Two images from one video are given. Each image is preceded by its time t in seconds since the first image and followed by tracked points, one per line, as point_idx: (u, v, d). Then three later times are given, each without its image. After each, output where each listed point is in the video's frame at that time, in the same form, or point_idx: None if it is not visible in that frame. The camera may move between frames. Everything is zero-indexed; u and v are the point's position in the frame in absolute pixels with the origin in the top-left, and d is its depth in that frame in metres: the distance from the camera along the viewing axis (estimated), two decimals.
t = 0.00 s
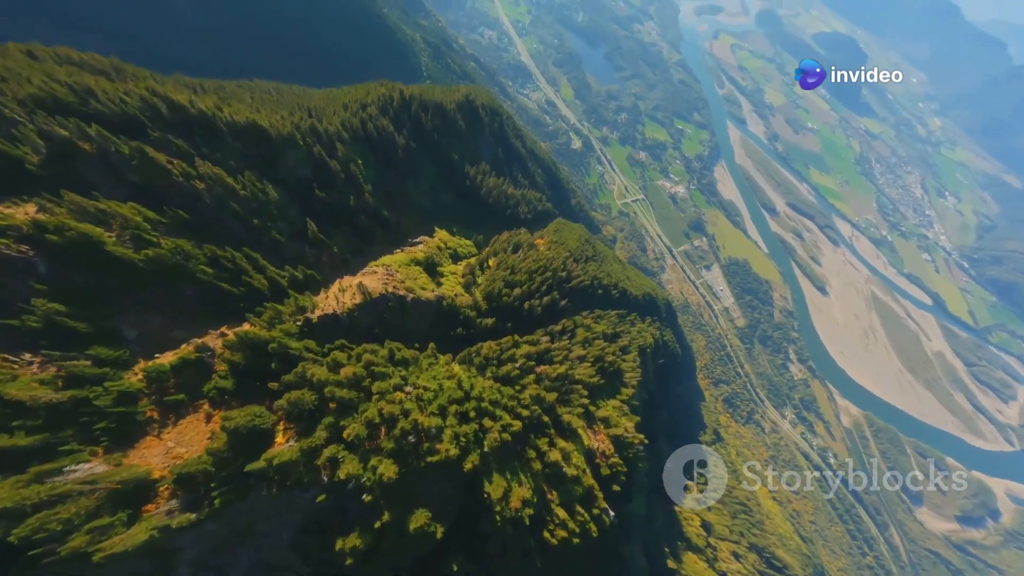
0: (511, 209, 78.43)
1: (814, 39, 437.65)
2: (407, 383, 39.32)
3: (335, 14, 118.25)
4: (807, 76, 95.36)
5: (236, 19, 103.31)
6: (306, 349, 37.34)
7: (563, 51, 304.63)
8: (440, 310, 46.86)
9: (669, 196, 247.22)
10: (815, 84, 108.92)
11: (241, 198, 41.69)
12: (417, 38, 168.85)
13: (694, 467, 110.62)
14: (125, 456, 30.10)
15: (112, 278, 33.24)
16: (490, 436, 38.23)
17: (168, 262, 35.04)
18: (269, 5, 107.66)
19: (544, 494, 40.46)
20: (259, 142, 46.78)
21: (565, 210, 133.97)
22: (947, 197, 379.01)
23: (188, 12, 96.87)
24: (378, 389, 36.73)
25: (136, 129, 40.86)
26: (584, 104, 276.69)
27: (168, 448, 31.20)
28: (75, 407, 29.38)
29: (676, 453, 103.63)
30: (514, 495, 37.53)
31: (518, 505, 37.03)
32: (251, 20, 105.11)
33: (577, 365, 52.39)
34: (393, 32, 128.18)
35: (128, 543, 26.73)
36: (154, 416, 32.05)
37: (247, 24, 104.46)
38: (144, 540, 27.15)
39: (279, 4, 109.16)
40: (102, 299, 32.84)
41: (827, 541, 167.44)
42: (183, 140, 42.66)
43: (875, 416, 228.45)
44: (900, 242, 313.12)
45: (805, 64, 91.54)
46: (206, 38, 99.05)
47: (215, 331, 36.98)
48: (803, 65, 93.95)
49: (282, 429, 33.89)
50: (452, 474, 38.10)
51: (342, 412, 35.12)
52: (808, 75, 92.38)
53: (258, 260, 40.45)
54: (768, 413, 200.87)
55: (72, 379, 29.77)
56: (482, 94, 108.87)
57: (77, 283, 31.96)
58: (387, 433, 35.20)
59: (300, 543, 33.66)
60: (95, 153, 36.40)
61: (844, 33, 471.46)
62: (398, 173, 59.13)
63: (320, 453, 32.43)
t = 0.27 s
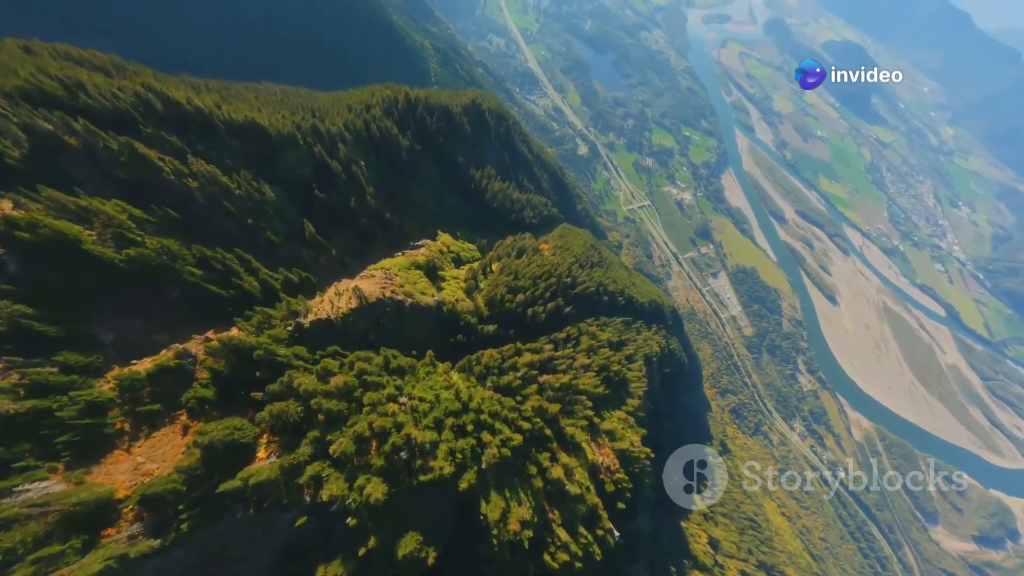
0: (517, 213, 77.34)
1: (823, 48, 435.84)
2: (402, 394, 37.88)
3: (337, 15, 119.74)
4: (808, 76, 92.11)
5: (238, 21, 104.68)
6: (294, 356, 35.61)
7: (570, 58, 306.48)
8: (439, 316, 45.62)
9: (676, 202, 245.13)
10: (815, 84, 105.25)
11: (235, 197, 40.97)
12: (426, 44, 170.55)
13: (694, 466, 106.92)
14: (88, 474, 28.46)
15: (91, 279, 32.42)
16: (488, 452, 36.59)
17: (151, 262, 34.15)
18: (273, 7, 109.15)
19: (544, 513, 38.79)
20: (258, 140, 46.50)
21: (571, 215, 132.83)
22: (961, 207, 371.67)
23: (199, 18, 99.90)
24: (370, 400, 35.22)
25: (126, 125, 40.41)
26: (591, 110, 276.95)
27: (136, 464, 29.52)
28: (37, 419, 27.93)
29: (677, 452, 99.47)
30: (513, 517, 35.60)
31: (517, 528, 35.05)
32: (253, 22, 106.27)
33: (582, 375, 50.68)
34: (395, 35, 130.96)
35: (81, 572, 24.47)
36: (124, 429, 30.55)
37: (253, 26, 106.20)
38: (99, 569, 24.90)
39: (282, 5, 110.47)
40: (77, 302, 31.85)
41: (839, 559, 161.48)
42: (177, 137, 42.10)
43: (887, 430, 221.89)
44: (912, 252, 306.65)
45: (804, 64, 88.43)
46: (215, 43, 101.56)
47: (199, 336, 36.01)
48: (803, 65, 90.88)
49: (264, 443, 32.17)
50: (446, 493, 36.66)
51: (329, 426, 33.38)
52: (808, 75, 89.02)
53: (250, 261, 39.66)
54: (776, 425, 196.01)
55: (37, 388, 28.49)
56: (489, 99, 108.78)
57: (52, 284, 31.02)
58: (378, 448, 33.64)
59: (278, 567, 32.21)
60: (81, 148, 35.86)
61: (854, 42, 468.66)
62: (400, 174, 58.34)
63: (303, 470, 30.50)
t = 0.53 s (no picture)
0: (520, 217, 76.45)
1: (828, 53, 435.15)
2: (396, 407, 36.37)
3: (340, 21, 121.61)
4: (808, 76, 90.45)
5: (243, 26, 106.08)
6: (280, 364, 34.25)
7: (574, 64, 307.83)
8: (438, 322, 44.36)
9: (680, 207, 243.43)
10: (815, 84, 103.40)
11: (226, 198, 39.92)
12: (431, 50, 171.85)
13: (695, 467, 102.06)
14: (41, 499, 26.27)
15: (61, 283, 30.85)
16: (487, 470, 34.66)
17: (129, 266, 32.88)
18: (275, 10, 110.21)
19: (546, 533, 37.03)
20: (253, 139, 45.65)
21: (575, 220, 131.90)
22: (971, 212, 366.02)
23: (206, 24, 101.50)
24: (359, 414, 33.75)
25: (111, 122, 38.77)
26: (594, 116, 277.67)
27: (99, 486, 27.81)
28: None
29: (674, 454, 94.35)
30: (512, 540, 33.59)
31: (517, 553, 32.97)
32: (256, 27, 107.57)
33: (586, 384, 49.10)
34: (398, 40, 132.74)
35: None
36: (88, 447, 28.84)
37: (257, 31, 107.48)
38: None
39: (285, 10, 112.04)
40: (45, 309, 30.24)
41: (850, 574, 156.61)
42: (165, 135, 40.94)
43: (899, 440, 216.21)
44: (922, 258, 301.23)
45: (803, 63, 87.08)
46: (221, 47, 102.78)
47: (179, 343, 34.79)
48: (803, 66, 89.49)
49: (244, 460, 31.21)
50: (440, 514, 35.33)
51: (315, 443, 32.09)
52: (807, 75, 87.61)
53: (239, 264, 38.57)
54: (784, 434, 191.90)
55: None
56: (493, 103, 108.58)
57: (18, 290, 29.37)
58: (367, 466, 32.05)
59: None
60: (60, 145, 34.16)
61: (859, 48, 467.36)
62: (401, 176, 57.43)
63: (281, 494, 29.07)
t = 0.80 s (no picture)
0: (521, 221, 75.43)
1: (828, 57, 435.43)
2: (388, 421, 34.71)
3: (341, 27, 122.20)
4: (809, 76, 89.05)
5: (244, 32, 106.35)
6: (265, 377, 32.82)
7: (574, 69, 309.03)
8: (436, 330, 42.99)
9: (682, 210, 242.19)
10: (816, 84, 101.55)
11: (213, 202, 38.87)
12: (432, 56, 172.46)
13: (692, 468, 97.85)
14: None
15: (25, 292, 29.23)
16: (486, 489, 33.10)
17: (100, 273, 31.31)
18: (273, 15, 110.11)
19: (550, 553, 35.32)
20: (242, 141, 44.55)
21: (577, 224, 130.96)
22: (976, 214, 362.59)
23: (208, 30, 102.03)
24: (348, 431, 31.89)
25: (91, 122, 37.77)
26: (595, 120, 278.04)
27: (51, 518, 25.52)
28: None
29: (674, 451, 90.96)
30: (515, 564, 31.67)
31: None
32: (257, 33, 107.77)
33: (590, 393, 47.50)
34: (398, 46, 133.33)
35: None
36: (44, 473, 26.63)
37: (258, 37, 107.66)
38: None
39: (287, 16, 112.44)
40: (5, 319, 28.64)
41: None
42: (151, 137, 39.92)
43: (908, 445, 211.97)
44: (927, 260, 297.84)
45: (803, 63, 85.69)
46: (222, 53, 103.12)
47: (154, 356, 33.29)
48: (803, 66, 88.20)
49: (220, 485, 29.68)
50: (434, 540, 33.55)
51: (297, 463, 30.49)
52: (808, 75, 86.05)
53: (225, 270, 37.40)
54: (790, 439, 188.65)
55: None
56: (493, 106, 107.99)
57: None
58: (355, 488, 30.33)
59: None
60: (35, 146, 33.16)
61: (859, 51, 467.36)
62: (398, 179, 56.46)
63: (256, 523, 27.55)
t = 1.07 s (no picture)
0: (520, 224, 74.32)
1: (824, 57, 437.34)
2: (380, 440, 33.25)
3: (339, 35, 122.85)
4: (809, 76, 87.86)
5: (240, 39, 106.09)
6: (244, 396, 31.39)
7: (571, 73, 310.13)
8: (432, 338, 41.55)
9: (681, 212, 241.61)
10: (817, 84, 100.27)
11: (196, 207, 37.25)
12: (429, 62, 172.74)
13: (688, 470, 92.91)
14: None
15: None
16: (486, 511, 31.40)
17: (64, 285, 29.63)
18: (267, 23, 110.06)
19: None
20: (227, 144, 43.03)
21: (576, 227, 129.84)
22: (976, 211, 361.52)
23: (204, 38, 101.79)
24: (334, 453, 30.50)
25: (61, 124, 35.94)
26: (593, 124, 278.62)
27: None
28: None
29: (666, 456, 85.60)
30: None
31: None
32: (254, 39, 107.63)
33: (595, 401, 45.97)
34: (396, 53, 133.93)
35: None
36: None
37: (254, 43, 107.35)
38: None
39: (284, 24, 112.91)
40: None
41: None
42: (128, 140, 38.16)
43: (916, 445, 208.85)
44: (928, 258, 295.90)
45: (803, 64, 84.60)
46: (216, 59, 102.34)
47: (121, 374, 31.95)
48: (802, 66, 87.22)
49: (188, 518, 28.21)
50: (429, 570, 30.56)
51: (275, 492, 28.96)
52: (809, 75, 84.91)
53: (204, 279, 36.03)
54: (796, 441, 186.02)
55: None
56: (491, 110, 107.41)
57: None
58: (341, 515, 29.19)
59: None
60: None
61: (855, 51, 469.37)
62: (393, 184, 55.29)
63: (229, 559, 26.09)
